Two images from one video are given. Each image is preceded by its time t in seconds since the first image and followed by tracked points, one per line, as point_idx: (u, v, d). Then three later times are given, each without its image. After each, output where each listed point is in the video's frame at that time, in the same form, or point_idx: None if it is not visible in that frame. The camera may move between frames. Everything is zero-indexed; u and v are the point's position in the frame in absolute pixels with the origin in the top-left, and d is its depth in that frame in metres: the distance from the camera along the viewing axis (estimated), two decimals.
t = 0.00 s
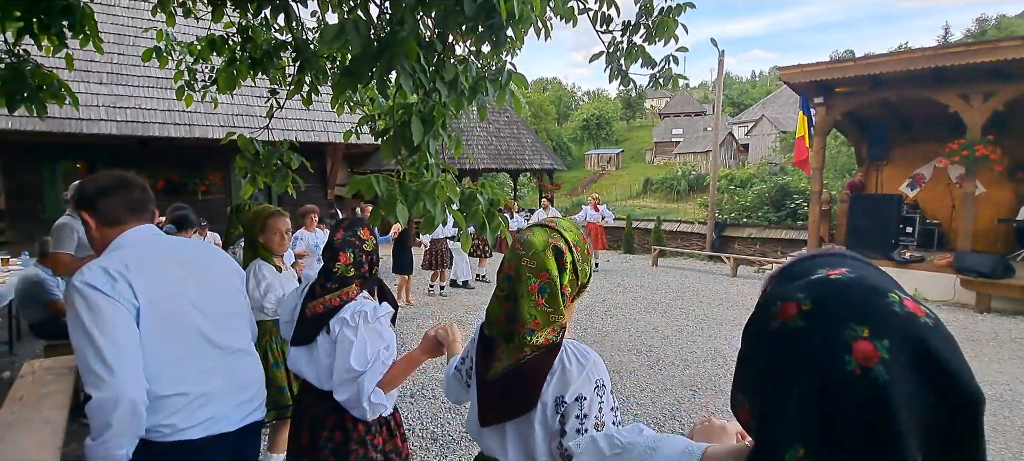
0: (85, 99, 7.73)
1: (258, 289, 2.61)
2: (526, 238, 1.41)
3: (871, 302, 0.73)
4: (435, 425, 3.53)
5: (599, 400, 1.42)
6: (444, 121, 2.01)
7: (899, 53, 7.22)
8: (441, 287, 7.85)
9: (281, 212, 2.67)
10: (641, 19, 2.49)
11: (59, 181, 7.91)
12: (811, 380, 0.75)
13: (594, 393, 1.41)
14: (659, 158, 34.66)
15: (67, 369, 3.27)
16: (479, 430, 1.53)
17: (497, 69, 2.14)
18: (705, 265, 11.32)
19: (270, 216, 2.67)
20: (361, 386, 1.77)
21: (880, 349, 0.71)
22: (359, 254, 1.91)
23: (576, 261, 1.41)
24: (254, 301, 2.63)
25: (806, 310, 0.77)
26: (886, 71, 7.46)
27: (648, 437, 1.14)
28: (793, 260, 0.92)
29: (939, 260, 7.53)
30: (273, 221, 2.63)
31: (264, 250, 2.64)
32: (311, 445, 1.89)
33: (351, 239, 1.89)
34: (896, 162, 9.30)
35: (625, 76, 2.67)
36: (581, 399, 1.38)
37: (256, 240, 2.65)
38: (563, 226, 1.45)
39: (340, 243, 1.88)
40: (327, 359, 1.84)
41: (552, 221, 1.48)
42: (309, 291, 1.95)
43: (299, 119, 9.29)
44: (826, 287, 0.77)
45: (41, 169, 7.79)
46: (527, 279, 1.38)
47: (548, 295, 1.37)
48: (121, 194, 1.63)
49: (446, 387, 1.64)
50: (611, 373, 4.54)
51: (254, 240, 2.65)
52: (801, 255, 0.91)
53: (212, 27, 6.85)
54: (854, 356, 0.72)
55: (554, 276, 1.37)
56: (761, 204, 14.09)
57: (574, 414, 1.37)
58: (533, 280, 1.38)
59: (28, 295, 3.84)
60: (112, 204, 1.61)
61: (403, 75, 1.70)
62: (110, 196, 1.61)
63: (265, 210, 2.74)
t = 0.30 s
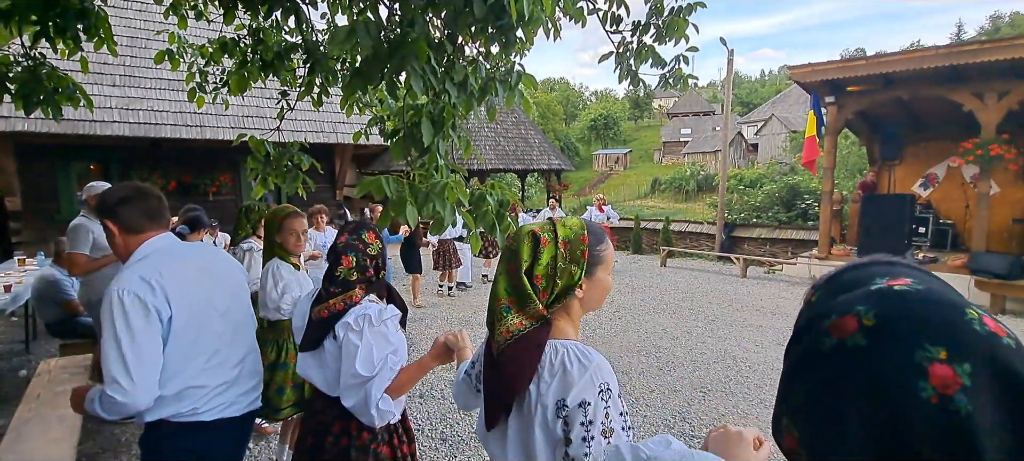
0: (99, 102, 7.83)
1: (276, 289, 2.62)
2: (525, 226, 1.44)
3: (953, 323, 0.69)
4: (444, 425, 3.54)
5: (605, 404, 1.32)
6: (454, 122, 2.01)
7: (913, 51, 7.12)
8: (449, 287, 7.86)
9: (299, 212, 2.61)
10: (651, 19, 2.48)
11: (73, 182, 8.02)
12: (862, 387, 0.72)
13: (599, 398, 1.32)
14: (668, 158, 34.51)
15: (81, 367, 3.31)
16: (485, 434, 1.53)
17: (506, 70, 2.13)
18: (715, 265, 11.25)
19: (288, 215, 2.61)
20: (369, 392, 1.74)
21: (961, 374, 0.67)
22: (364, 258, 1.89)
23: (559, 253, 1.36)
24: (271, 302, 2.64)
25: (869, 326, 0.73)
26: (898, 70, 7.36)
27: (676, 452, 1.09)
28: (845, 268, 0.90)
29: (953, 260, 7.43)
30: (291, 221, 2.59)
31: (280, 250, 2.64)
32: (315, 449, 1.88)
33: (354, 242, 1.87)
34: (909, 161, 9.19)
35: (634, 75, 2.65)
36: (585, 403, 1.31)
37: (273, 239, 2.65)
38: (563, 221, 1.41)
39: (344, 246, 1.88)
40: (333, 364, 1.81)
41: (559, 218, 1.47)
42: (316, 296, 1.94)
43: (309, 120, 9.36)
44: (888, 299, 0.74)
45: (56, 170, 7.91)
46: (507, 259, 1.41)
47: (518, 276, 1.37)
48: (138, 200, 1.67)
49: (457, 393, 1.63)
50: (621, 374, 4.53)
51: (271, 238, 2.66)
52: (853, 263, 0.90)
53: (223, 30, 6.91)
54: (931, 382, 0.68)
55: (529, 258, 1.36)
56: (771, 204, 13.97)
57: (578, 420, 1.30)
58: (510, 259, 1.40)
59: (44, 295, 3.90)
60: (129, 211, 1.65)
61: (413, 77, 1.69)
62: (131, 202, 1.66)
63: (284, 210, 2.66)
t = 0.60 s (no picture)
0: (101, 102, 7.85)
1: (287, 291, 2.49)
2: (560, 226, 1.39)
3: None
4: (446, 425, 3.54)
5: (655, 424, 1.18)
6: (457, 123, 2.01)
7: (915, 52, 7.11)
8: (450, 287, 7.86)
9: (309, 210, 2.60)
10: (654, 19, 2.48)
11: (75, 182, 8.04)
12: (964, 396, 0.60)
13: (646, 417, 1.18)
14: (668, 158, 34.54)
15: (83, 367, 3.31)
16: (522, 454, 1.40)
17: (508, 70, 2.13)
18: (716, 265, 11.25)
19: (298, 214, 2.60)
20: (403, 407, 1.58)
21: None
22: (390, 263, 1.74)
23: (584, 255, 1.27)
24: (282, 305, 2.49)
25: (991, 330, 0.60)
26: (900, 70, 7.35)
27: None
28: (935, 265, 0.74)
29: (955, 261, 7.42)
30: (302, 219, 2.57)
31: (290, 251, 2.57)
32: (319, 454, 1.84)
33: (378, 247, 1.72)
34: (910, 162, 9.18)
35: (637, 76, 2.65)
36: (632, 425, 1.16)
37: (283, 240, 2.59)
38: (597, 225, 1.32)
39: (366, 251, 1.72)
40: (363, 378, 1.66)
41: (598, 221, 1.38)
42: (337, 305, 1.79)
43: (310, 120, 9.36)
44: (996, 296, 0.61)
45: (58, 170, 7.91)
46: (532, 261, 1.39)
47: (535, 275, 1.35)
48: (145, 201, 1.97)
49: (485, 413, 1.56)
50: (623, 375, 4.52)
51: (280, 238, 2.60)
52: (941, 259, 0.75)
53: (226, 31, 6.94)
54: None
55: (546, 259, 1.33)
56: (773, 205, 13.97)
57: (626, 445, 1.16)
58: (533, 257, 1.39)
59: (47, 294, 3.89)
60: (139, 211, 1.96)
61: (417, 77, 1.69)
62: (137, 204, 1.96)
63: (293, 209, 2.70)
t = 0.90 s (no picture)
0: (102, 102, 7.85)
1: (296, 298, 2.45)
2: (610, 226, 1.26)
3: None
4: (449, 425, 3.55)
5: (721, 447, 1.11)
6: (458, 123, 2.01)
7: (917, 52, 7.09)
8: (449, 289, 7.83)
9: (319, 213, 2.62)
10: (656, 19, 2.47)
11: (77, 182, 8.04)
12: None
13: (714, 439, 1.10)
14: (669, 159, 34.52)
15: (86, 367, 3.31)
16: None
17: (510, 70, 2.14)
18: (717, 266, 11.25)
19: (307, 216, 2.61)
20: (429, 415, 1.58)
21: None
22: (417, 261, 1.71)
23: (644, 261, 1.15)
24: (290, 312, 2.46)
25: None
26: (902, 70, 7.34)
27: None
28: None
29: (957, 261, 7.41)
30: (312, 222, 2.57)
31: (300, 254, 2.57)
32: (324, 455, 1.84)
33: (405, 244, 1.68)
34: (912, 162, 9.18)
35: (638, 76, 2.65)
36: (700, 449, 1.08)
37: (293, 243, 2.56)
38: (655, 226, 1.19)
39: (391, 247, 1.67)
40: (384, 385, 1.65)
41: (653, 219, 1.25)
42: (358, 302, 1.76)
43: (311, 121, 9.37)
44: None
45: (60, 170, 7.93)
46: (584, 264, 1.25)
47: (591, 285, 1.20)
48: (145, 197, 2.25)
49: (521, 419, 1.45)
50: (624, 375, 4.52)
51: (289, 242, 2.58)
52: None
53: (226, 31, 6.93)
54: None
55: (603, 265, 1.18)
56: (773, 205, 13.97)
57: None
58: (586, 264, 1.24)
59: (49, 294, 3.90)
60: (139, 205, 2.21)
61: (419, 77, 1.68)
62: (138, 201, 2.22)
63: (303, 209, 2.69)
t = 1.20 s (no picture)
0: (103, 102, 7.86)
1: (301, 309, 2.44)
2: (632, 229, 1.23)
3: None
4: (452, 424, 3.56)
5: None
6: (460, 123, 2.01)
7: (918, 52, 7.08)
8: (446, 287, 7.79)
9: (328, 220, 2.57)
10: (657, 19, 2.47)
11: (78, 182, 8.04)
12: None
13: (750, 454, 1.09)
14: (670, 159, 34.51)
15: (88, 366, 3.31)
16: None
17: (511, 70, 2.13)
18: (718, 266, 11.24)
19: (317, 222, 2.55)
20: (434, 439, 1.57)
21: None
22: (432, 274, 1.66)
23: (674, 264, 1.12)
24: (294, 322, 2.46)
25: None
26: (904, 70, 7.32)
27: None
28: None
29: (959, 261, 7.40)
30: (320, 229, 2.52)
31: (307, 262, 2.53)
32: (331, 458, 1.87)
33: (421, 255, 1.64)
34: (913, 163, 9.18)
35: (640, 75, 2.65)
36: None
37: (299, 250, 2.52)
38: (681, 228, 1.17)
39: (406, 257, 1.62)
40: (391, 400, 1.63)
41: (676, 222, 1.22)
42: (370, 313, 1.73)
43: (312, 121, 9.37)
44: None
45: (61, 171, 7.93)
46: (605, 269, 1.20)
47: (619, 293, 1.14)
48: (147, 199, 2.26)
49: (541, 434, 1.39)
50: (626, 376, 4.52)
51: (295, 248, 2.54)
52: None
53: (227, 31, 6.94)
54: None
55: (628, 270, 1.14)
56: (774, 205, 13.96)
57: None
58: (610, 271, 1.19)
59: (50, 294, 3.91)
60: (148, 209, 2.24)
61: (421, 77, 1.68)
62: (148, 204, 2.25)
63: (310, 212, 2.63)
